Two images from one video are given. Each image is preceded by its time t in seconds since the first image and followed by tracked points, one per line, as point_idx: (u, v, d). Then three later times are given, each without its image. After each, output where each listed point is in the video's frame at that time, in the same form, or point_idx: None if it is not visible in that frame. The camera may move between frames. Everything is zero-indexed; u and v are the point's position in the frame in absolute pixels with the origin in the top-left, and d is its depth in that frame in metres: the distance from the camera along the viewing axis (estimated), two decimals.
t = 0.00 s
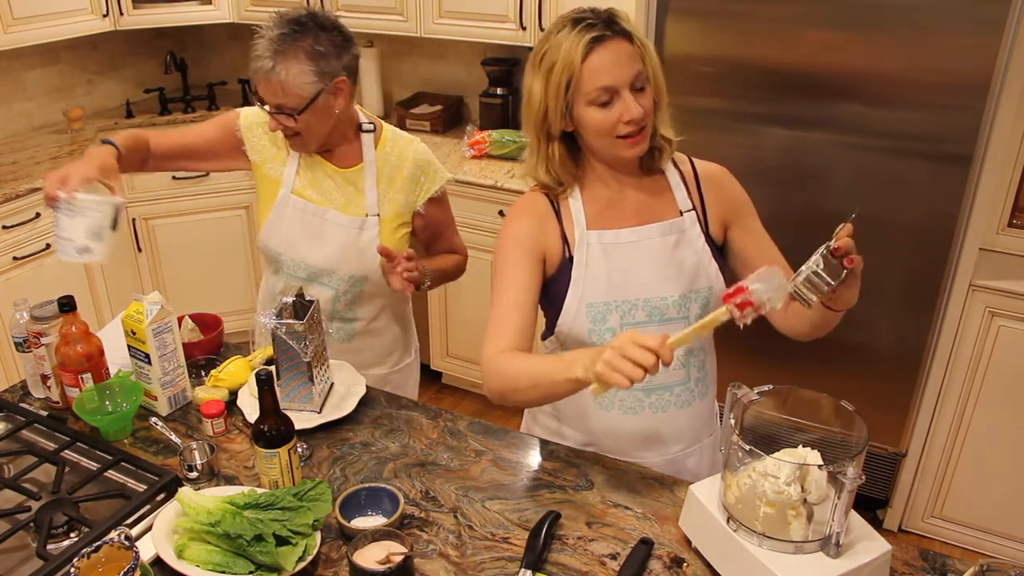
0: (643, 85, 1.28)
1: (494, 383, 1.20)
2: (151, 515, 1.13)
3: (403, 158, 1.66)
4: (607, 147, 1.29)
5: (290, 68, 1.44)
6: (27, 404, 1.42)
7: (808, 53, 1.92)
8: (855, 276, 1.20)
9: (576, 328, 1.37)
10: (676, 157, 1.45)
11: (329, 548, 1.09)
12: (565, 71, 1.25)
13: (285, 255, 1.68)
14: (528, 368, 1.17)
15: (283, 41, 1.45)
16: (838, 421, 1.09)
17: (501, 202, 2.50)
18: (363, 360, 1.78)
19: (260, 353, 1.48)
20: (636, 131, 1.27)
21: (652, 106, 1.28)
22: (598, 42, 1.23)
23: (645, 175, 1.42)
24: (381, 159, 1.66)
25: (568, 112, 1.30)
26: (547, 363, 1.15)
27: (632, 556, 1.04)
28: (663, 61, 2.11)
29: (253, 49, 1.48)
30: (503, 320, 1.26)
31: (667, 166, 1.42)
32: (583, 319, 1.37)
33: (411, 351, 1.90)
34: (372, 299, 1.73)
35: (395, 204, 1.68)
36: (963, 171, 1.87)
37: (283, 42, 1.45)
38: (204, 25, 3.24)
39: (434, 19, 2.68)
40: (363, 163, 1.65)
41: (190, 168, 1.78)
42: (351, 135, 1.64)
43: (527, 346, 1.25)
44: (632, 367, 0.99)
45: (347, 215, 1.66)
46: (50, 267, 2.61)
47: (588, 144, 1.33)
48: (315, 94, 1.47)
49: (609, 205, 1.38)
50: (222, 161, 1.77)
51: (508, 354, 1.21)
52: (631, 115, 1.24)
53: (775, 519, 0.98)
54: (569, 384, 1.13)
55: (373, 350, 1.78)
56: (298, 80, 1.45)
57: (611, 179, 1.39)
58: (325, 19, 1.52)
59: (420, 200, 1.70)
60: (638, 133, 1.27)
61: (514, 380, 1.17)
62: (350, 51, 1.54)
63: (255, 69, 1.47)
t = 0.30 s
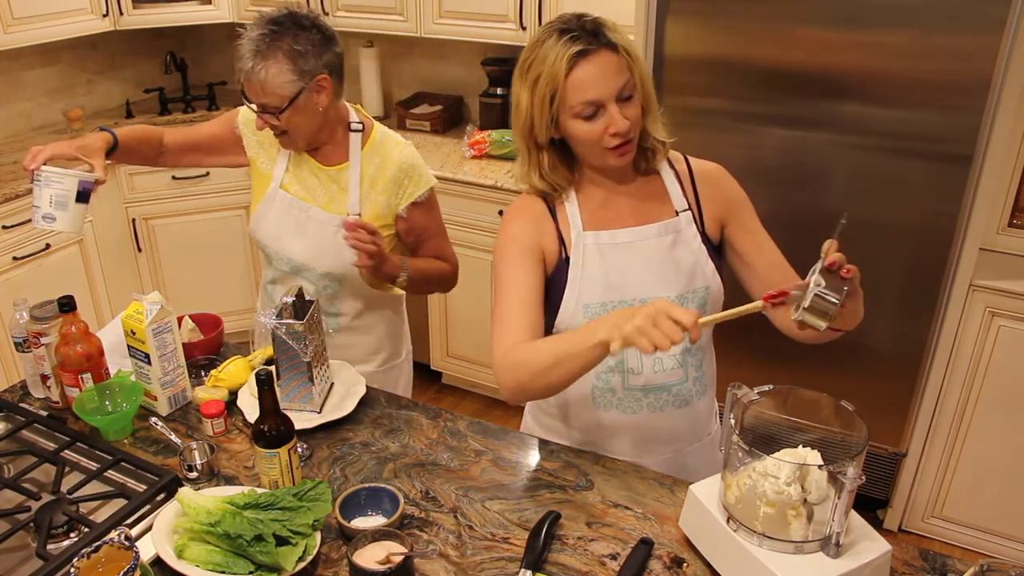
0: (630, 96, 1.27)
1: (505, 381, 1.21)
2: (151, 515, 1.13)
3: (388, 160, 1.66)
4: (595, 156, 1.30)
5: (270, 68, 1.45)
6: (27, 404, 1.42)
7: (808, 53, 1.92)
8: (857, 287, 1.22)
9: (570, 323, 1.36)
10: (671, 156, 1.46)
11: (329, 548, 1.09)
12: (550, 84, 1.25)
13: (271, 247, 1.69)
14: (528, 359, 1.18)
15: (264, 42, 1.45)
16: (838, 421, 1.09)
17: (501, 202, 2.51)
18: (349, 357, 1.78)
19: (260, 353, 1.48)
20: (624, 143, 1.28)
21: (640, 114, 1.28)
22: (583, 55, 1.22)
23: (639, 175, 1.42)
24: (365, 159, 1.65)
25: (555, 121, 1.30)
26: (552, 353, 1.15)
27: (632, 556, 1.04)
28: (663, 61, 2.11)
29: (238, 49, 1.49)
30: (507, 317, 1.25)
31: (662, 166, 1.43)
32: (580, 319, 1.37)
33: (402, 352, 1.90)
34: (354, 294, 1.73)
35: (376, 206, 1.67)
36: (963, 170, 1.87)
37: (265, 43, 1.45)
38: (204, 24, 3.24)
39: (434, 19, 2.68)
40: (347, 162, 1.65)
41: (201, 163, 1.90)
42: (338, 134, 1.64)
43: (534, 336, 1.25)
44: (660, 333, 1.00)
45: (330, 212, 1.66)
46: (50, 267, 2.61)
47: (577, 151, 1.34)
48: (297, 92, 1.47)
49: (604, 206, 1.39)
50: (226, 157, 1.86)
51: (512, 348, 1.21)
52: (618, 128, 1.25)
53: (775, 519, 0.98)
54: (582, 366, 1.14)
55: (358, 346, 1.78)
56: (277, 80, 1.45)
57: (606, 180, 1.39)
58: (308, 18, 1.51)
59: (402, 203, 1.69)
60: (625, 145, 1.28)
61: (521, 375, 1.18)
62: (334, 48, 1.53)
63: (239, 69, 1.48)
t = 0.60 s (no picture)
0: (625, 98, 1.27)
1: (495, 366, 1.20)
2: (151, 515, 1.13)
3: (362, 159, 1.65)
4: (593, 159, 1.30)
5: (260, 72, 1.45)
6: (27, 404, 1.42)
7: (808, 53, 1.92)
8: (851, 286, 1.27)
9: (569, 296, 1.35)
10: (670, 157, 1.46)
11: (329, 548, 1.09)
12: (545, 90, 1.25)
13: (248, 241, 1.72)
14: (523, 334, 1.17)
15: (249, 47, 1.45)
16: (838, 421, 1.09)
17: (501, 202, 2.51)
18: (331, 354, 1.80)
19: (259, 353, 1.48)
20: (620, 145, 1.27)
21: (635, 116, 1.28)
22: (577, 60, 1.22)
23: (637, 176, 1.42)
24: (342, 158, 1.65)
25: (551, 125, 1.30)
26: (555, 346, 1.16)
27: (632, 556, 1.04)
28: (663, 61, 2.11)
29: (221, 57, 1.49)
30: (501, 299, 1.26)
31: (661, 165, 1.43)
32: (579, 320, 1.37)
33: (386, 349, 1.90)
34: (327, 290, 1.74)
35: (347, 205, 1.67)
36: (964, 171, 1.87)
37: (250, 48, 1.45)
38: (204, 25, 3.25)
39: (434, 19, 2.67)
40: (325, 159, 1.65)
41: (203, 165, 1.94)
42: (320, 133, 1.64)
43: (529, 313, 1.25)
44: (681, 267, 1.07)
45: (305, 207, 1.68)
46: (50, 267, 2.61)
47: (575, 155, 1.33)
48: (287, 93, 1.48)
49: (603, 206, 1.39)
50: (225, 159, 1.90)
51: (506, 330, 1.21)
52: (614, 131, 1.24)
53: (775, 519, 0.98)
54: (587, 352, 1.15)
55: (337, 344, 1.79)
56: (269, 83, 1.46)
57: (604, 180, 1.39)
58: (286, 19, 1.51)
59: (374, 204, 1.67)
60: (622, 147, 1.28)
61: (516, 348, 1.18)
62: (316, 46, 1.54)
63: (227, 77, 1.48)
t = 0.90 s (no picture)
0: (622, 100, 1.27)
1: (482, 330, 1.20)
2: (151, 515, 1.13)
3: (322, 146, 1.72)
4: (589, 160, 1.30)
5: (245, 64, 1.51)
6: (27, 404, 1.42)
7: (808, 53, 1.92)
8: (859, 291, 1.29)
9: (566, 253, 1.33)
10: (666, 156, 1.45)
11: (329, 548, 1.09)
12: (541, 91, 1.25)
13: (213, 239, 1.77)
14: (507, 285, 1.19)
15: (227, 43, 1.51)
16: (838, 421, 1.09)
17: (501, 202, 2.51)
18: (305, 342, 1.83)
19: (259, 353, 1.48)
20: (616, 146, 1.27)
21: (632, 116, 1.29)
22: (573, 62, 1.23)
23: (635, 176, 1.42)
24: (302, 147, 1.72)
25: (546, 127, 1.31)
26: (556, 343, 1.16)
27: (632, 556, 1.04)
28: (663, 61, 2.11)
29: (193, 59, 1.53)
30: (487, 256, 1.27)
31: (659, 165, 1.43)
32: (578, 321, 1.37)
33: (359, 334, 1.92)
34: (297, 278, 1.79)
35: (312, 189, 1.74)
36: (964, 171, 1.87)
37: (228, 44, 1.51)
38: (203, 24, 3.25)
39: (434, 19, 2.68)
40: (286, 150, 1.72)
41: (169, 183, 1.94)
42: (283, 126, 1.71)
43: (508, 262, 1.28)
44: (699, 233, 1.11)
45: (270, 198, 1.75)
46: (50, 267, 2.61)
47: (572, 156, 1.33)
48: (267, 82, 1.56)
49: (602, 206, 1.39)
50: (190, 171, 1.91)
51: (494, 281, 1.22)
52: (610, 132, 1.25)
53: (775, 519, 0.98)
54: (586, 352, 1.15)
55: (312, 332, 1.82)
56: (253, 73, 1.52)
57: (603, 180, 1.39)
58: (249, 17, 1.58)
59: (338, 188, 1.75)
60: (618, 148, 1.28)
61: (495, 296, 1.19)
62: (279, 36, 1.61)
63: (207, 77, 1.51)
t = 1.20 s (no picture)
0: (617, 99, 1.27)
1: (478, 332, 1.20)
2: (151, 515, 1.13)
3: (310, 139, 1.73)
4: (587, 160, 1.30)
5: (240, 59, 1.51)
6: (27, 404, 1.42)
7: (808, 53, 1.92)
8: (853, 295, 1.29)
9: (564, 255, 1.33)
10: (665, 156, 1.45)
11: (329, 548, 1.09)
12: (536, 91, 1.25)
13: (210, 241, 1.77)
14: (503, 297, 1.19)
15: (220, 39, 1.50)
16: (838, 421, 1.09)
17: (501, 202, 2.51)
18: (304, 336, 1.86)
19: (259, 353, 1.48)
20: (613, 145, 1.28)
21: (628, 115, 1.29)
22: (568, 62, 1.22)
23: (634, 175, 1.43)
24: (291, 142, 1.72)
25: (543, 127, 1.31)
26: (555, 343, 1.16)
27: (632, 556, 1.04)
28: (663, 61, 2.11)
29: (183, 56, 1.51)
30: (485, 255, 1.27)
31: (658, 164, 1.43)
32: (577, 321, 1.37)
33: (350, 329, 1.96)
34: (295, 271, 1.82)
35: (305, 183, 1.75)
36: (964, 171, 1.87)
37: (221, 40, 1.50)
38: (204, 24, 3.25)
39: (434, 18, 2.68)
40: (274, 145, 1.72)
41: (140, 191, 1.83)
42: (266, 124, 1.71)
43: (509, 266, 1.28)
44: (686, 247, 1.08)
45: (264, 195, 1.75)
46: (50, 267, 2.61)
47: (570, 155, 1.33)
48: (259, 78, 1.56)
49: (600, 206, 1.39)
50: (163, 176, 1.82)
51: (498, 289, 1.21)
52: (606, 132, 1.25)
53: (775, 519, 0.98)
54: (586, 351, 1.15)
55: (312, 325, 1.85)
56: (249, 68, 1.52)
57: (601, 180, 1.39)
58: (236, 14, 1.58)
59: (330, 178, 1.77)
60: (615, 147, 1.28)
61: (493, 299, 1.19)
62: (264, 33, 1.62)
63: (200, 73, 1.49)
